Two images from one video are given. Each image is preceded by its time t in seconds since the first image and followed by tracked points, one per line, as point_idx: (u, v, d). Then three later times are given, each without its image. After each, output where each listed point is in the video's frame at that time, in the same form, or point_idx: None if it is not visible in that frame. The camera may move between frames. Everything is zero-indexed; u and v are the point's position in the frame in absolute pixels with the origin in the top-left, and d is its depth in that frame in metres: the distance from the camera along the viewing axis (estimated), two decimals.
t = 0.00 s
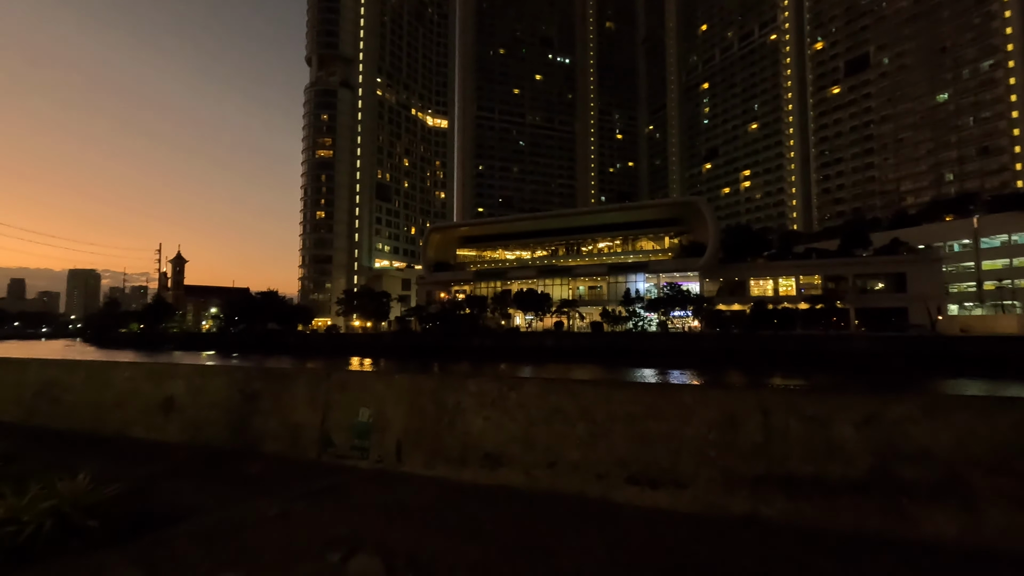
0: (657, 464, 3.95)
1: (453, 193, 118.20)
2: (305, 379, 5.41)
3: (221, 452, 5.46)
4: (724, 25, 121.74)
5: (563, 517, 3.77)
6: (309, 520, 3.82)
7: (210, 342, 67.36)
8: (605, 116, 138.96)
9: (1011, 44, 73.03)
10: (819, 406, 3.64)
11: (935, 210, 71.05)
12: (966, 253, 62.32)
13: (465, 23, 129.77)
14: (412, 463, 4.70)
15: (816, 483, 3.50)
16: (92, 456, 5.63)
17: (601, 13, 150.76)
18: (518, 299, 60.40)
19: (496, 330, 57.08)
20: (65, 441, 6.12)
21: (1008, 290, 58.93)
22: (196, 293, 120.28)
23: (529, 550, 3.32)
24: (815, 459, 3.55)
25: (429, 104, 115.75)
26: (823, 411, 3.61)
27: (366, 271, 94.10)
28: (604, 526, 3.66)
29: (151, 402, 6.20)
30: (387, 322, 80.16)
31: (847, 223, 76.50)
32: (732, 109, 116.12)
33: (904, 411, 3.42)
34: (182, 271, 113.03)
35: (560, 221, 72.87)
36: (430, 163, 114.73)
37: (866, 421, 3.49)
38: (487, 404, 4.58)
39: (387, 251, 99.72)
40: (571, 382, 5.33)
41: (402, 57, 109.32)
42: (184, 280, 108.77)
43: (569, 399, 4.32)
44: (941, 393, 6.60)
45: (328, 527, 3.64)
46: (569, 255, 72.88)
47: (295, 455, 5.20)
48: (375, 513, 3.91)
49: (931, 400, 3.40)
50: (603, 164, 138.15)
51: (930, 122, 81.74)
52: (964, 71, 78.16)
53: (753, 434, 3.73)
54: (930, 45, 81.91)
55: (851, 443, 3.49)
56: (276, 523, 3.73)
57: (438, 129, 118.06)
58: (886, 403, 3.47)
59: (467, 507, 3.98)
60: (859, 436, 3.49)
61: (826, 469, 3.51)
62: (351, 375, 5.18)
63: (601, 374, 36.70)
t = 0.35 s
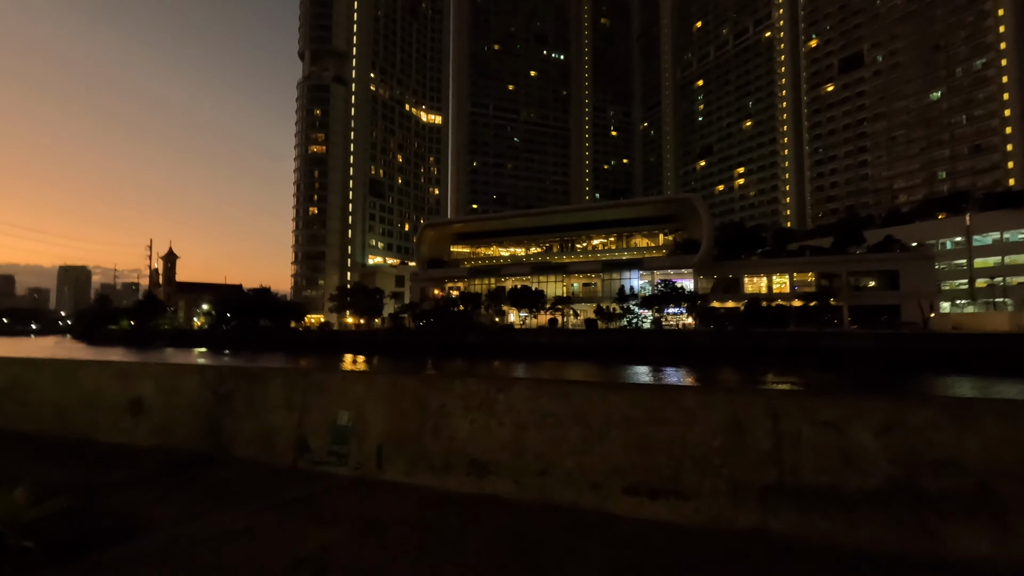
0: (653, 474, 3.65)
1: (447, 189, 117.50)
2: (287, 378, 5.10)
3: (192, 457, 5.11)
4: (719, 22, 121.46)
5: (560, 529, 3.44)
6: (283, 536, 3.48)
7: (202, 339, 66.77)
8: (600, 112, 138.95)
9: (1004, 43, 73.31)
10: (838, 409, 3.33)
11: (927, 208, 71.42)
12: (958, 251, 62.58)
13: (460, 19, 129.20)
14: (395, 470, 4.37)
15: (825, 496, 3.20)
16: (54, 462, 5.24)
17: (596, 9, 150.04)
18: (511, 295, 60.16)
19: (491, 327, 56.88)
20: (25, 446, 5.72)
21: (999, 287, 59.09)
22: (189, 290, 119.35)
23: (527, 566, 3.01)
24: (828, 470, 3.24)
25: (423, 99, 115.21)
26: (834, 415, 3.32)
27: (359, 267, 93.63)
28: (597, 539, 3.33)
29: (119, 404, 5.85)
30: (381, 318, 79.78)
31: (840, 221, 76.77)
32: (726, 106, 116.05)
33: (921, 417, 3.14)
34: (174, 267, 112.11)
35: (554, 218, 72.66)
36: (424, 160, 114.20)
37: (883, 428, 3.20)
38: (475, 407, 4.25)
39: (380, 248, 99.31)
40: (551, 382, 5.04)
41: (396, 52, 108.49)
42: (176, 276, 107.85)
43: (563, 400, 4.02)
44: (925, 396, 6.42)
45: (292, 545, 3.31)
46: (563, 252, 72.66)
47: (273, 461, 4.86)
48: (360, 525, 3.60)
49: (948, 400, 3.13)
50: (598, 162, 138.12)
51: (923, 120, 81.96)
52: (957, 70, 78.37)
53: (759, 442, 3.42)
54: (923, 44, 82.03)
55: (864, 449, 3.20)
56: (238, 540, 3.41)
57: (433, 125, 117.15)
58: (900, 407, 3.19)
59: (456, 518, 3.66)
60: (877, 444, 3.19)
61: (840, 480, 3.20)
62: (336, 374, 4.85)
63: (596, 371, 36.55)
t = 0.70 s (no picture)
0: (657, 483, 3.36)
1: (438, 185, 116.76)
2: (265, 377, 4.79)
3: (160, 462, 4.77)
4: (710, 20, 121.50)
5: (555, 544, 3.15)
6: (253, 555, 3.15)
7: (190, 336, 65.93)
8: (592, 110, 138.80)
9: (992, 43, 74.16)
10: (853, 410, 3.08)
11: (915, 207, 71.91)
12: (946, 249, 62.92)
13: (451, 15, 128.48)
14: (375, 477, 4.05)
15: (842, 510, 2.94)
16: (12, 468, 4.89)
17: (588, 6, 149.41)
18: (503, 293, 59.87)
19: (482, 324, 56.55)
20: None
21: (987, 286, 59.34)
22: (177, 287, 117.97)
23: None
24: (847, 482, 2.99)
25: (414, 95, 114.44)
26: (854, 419, 3.06)
27: (350, 264, 92.86)
28: (595, 553, 3.05)
29: (82, 406, 5.47)
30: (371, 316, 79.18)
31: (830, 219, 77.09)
32: (718, 104, 116.23)
33: (946, 424, 2.89)
34: (162, 264, 110.73)
35: (545, 215, 72.30)
36: (415, 156, 113.47)
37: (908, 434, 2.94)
38: (462, 408, 3.95)
39: (371, 245, 98.59)
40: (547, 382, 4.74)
41: (386, 47, 107.41)
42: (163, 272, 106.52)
43: (558, 401, 3.72)
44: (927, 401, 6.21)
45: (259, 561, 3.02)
46: (555, 249, 72.22)
47: (244, 467, 4.52)
48: (337, 540, 3.30)
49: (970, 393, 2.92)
50: (590, 159, 137.98)
51: (912, 119, 82.29)
52: (946, 69, 78.80)
53: (772, 449, 3.15)
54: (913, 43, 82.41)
55: (884, 455, 2.96)
56: (203, 556, 3.11)
57: (424, 121, 116.31)
58: (921, 408, 2.95)
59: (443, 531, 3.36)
60: (903, 451, 2.94)
61: (865, 491, 2.95)
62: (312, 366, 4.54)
63: (588, 368, 36.40)
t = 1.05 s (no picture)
0: (659, 499, 3.09)
1: (430, 183, 116.03)
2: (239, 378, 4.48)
3: (122, 470, 4.44)
4: (703, 19, 121.59)
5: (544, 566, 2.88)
6: None
7: (179, 335, 65.19)
8: (584, 108, 138.88)
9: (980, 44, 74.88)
10: (871, 418, 2.83)
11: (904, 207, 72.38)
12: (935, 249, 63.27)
13: (443, 11, 127.74)
14: (352, 490, 3.75)
15: (861, 529, 2.69)
16: None
17: (581, 4, 149.01)
18: (495, 291, 59.56)
19: (474, 323, 56.22)
20: None
21: (975, 285, 59.59)
22: (165, 284, 116.68)
23: None
24: (868, 501, 2.73)
25: (406, 92, 113.63)
26: (871, 429, 2.81)
27: (340, 262, 92.14)
28: None
29: (42, 410, 5.11)
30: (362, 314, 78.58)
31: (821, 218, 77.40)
32: (710, 103, 116.35)
33: (974, 435, 2.64)
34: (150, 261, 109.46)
35: (538, 213, 71.92)
36: (406, 154, 112.67)
37: (937, 447, 2.69)
38: (447, 415, 3.65)
39: (362, 242, 97.90)
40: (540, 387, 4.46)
41: (378, 43, 106.49)
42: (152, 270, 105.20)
43: (552, 408, 3.44)
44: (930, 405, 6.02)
45: None
46: (547, 248, 71.89)
47: (212, 479, 4.18)
48: (305, 565, 2.97)
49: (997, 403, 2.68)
50: (583, 158, 137.92)
51: (902, 119, 82.64)
52: (935, 70, 79.22)
53: (784, 463, 2.89)
54: (904, 44, 82.74)
55: (904, 470, 2.72)
56: None
57: (416, 119, 115.56)
58: (947, 417, 2.70)
59: (425, 549, 3.08)
60: (926, 466, 2.70)
61: (888, 510, 2.69)
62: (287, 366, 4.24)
63: (580, 367, 36.25)
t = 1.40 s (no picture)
0: (658, 513, 2.84)
1: (423, 184, 115.66)
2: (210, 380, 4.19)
3: (81, 479, 4.13)
4: (696, 21, 122.06)
5: None
6: None
7: (168, 335, 64.46)
8: (578, 109, 139.05)
9: (970, 48, 75.59)
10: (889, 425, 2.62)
11: (895, 209, 72.84)
12: (925, 250, 63.71)
13: (437, 12, 127.51)
14: (325, 502, 3.46)
15: (877, 549, 2.48)
16: None
17: (575, 5, 149.06)
18: (487, 292, 59.26)
19: (467, 323, 55.92)
20: None
21: (964, 286, 59.97)
22: (155, 285, 115.44)
23: None
24: (889, 520, 2.51)
25: (400, 92, 113.25)
26: (891, 438, 2.60)
27: (333, 262, 91.50)
28: None
29: None
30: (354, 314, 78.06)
31: (813, 220, 77.78)
32: (703, 105, 116.84)
33: (1003, 447, 2.43)
34: (140, 261, 108.29)
35: (531, 213, 71.77)
36: (400, 154, 112.30)
37: (960, 459, 2.49)
38: (430, 420, 3.39)
39: (355, 243, 97.31)
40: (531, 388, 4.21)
41: (371, 43, 106.04)
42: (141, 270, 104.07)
43: (544, 413, 3.17)
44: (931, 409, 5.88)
45: None
46: (540, 248, 71.68)
47: (178, 486, 3.89)
48: None
49: None
50: (576, 159, 138.07)
51: (892, 122, 83.33)
52: (926, 73, 79.84)
53: (795, 474, 2.68)
54: (894, 47, 83.35)
55: (927, 483, 2.51)
56: None
57: (409, 119, 115.12)
58: (972, 425, 2.50)
59: (408, 568, 2.83)
60: (953, 480, 2.50)
61: (909, 528, 2.48)
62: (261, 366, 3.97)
63: (573, 368, 36.05)
